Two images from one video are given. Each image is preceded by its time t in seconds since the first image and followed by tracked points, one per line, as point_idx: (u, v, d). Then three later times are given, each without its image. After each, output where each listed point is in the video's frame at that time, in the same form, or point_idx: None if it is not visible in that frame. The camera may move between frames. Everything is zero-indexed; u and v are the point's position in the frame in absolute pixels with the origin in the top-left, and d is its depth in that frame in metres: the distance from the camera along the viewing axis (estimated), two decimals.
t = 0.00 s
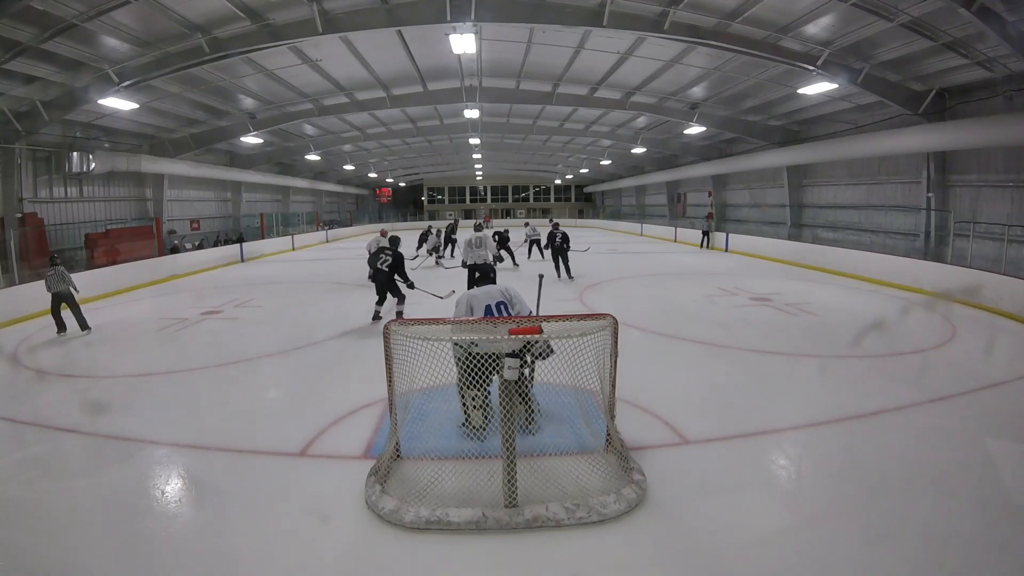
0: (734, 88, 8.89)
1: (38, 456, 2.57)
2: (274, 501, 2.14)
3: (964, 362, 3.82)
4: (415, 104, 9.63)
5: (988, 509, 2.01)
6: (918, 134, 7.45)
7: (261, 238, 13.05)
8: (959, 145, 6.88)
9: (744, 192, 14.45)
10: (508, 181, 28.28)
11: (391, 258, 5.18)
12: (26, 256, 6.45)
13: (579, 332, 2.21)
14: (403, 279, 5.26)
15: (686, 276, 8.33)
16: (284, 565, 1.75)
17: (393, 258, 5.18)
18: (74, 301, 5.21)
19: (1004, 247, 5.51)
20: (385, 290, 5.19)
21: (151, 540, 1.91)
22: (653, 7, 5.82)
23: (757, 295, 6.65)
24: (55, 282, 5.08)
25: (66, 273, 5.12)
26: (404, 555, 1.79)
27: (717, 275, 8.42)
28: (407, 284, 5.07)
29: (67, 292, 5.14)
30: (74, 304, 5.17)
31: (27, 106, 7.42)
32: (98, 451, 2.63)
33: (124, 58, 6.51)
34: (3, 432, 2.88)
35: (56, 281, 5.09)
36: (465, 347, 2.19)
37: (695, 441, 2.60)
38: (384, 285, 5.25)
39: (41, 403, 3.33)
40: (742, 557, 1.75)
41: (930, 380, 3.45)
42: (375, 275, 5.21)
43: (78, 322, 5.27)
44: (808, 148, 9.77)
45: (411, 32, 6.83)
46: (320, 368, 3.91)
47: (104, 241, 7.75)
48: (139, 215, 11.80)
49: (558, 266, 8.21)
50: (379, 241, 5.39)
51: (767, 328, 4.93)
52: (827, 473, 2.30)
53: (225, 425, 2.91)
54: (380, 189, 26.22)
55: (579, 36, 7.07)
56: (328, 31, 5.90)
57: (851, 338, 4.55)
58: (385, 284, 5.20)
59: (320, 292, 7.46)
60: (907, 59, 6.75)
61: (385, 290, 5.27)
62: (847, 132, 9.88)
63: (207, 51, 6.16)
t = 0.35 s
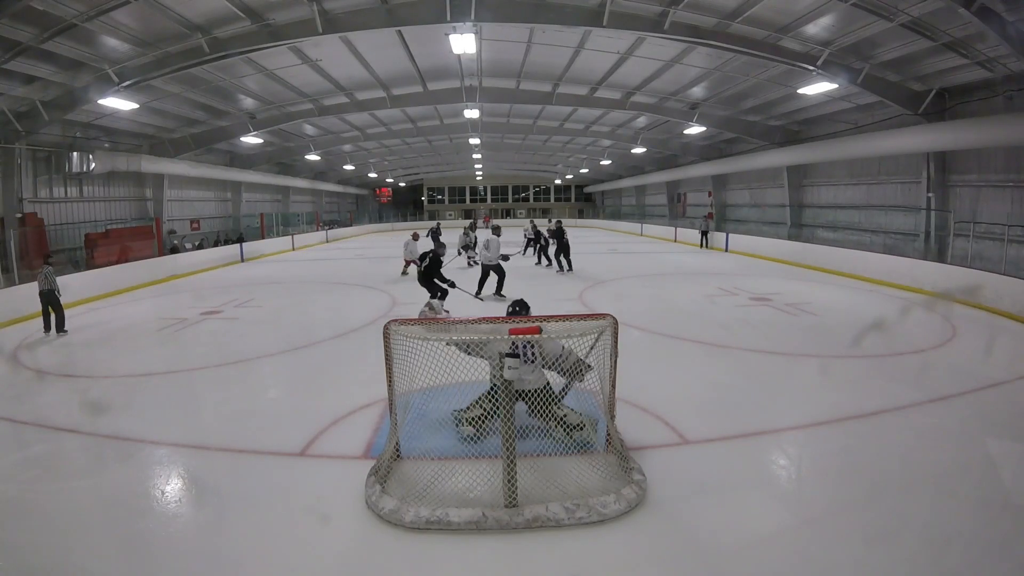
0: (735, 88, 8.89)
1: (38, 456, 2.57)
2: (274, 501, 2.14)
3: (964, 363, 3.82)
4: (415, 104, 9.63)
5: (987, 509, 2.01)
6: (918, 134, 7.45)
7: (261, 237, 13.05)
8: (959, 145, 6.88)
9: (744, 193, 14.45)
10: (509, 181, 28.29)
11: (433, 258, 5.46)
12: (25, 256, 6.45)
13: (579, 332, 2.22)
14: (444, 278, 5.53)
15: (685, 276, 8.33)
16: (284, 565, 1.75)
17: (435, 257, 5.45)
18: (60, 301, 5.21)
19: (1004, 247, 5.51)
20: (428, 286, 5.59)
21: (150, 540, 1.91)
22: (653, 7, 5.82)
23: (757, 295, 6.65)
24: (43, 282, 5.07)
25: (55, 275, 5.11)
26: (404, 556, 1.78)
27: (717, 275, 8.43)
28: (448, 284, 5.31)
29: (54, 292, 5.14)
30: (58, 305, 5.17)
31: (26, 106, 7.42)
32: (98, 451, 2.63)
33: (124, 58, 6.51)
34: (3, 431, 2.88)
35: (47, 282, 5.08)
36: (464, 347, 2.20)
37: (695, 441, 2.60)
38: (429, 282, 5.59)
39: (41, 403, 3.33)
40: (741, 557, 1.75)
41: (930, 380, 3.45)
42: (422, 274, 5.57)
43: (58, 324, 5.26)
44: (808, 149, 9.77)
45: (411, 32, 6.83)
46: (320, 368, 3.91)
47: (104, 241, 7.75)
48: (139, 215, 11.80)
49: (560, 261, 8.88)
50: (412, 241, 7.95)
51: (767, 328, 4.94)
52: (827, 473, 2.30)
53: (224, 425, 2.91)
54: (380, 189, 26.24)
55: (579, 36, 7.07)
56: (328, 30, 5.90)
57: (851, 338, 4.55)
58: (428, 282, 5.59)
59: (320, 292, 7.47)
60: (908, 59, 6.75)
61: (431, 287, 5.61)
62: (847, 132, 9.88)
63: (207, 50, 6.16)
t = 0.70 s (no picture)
0: (735, 88, 8.89)
1: (39, 456, 2.57)
2: (274, 501, 2.14)
3: (964, 363, 3.82)
4: (415, 104, 9.63)
5: (987, 509, 2.01)
6: (918, 134, 7.45)
7: (261, 238, 13.06)
8: (958, 145, 6.88)
9: (744, 193, 14.45)
10: (509, 181, 28.28)
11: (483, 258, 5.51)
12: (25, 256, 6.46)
13: (578, 332, 2.22)
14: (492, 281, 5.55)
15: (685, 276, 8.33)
16: (285, 565, 1.75)
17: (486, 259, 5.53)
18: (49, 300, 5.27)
19: (1004, 247, 5.52)
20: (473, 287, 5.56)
21: (151, 541, 1.91)
22: (653, 7, 5.83)
23: (757, 295, 6.65)
24: (35, 286, 5.07)
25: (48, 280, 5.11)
26: (404, 556, 1.78)
27: (717, 275, 8.43)
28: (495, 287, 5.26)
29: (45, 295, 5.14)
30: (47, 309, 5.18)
31: (26, 106, 7.42)
32: (98, 451, 2.63)
33: (124, 58, 6.52)
34: (3, 431, 2.88)
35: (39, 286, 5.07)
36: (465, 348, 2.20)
37: (695, 441, 2.60)
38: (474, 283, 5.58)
39: (42, 402, 3.33)
40: (741, 556, 1.76)
41: (930, 380, 3.45)
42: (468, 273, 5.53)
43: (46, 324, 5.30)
44: (808, 148, 9.77)
45: (411, 32, 6.83)
46: (319, 368, 3.92)
47: (104, 241, 7.75)
48: (139, 215, 11.81)
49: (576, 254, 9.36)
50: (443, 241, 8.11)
51: (767, 329, 4.94)
52: (827, 473, 2.30)
53: (224, 425, 2.91)
54: (380, 189, 26.25)
55: (579, 36, 7.07)
56: (328, 31, 5.90)
57: (851, 338, 4.55)
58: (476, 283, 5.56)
59: (320, 292, 7.47)
60: (908, 59, 6.75)
61: (476, 289, 5.57)
62: (847, 132, 9.88)
63: (207, 50, 6.16)
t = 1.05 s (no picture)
0: (735, 88, 8.89)
1: (38, 456, 2.57)
2: (274, 501, 2.14)
3: (965, 362, 3.82)
4: (415, 104, 9.63)
5: (987, 508, 2.01)
6: (918, 134, 7.45)
7: (261, 238, 13.05)
8: (959, 145, 6.88)
9: (744, 193, 14.44)
10: (509, 181, 28.28)
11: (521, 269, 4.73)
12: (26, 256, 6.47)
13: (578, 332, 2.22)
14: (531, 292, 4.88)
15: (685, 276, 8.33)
16: (286, 565, 1.75)
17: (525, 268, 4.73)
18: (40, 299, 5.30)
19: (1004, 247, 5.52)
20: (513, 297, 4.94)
21: (151, 540, 1.91)
22: (653, 7, 5.82)
23: (757, 295, 6.65)
24: (27, 285, 5.07)
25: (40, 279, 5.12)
26: (404, 556, 1.78)
27: (717, 275, 8.42)
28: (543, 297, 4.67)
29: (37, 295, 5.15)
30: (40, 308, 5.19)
31: (27, 106, 7.42)
32: (98, 451, 2.63)
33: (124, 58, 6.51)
34: (3, 431, 2.88)
35: (30, 286, 5.07)
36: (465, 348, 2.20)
37: (695, 441, 2.60)
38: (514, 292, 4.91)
39: (42, 402, 3.33)
40: (741, 556, 1.76)
41: (930, 380, 3.45)
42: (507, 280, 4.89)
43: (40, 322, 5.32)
44: (808, 148, 9.77)
45: (411, 32, 6.83)
46: (319, 368, 3.92)
47: (104, 241, 7.77)
48: (139, 215, 11.81)
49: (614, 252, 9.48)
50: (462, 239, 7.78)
51: (767, 329, 4.93)
52: (827, 473, 2.30)
53: (224, 425, 2.91)
54: (380, 189, 26.25)
55: (579, 36, 7.06)
56: (328, 31, 5.91)
57: (851, 338, 4.55)
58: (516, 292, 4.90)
59: (320, 292, 7.47)
60: (908, 59, 6.75)
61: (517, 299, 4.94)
62: (847, 132, 9.88)
63: (207, 50, 6.17)
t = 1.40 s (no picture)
0: (735, 88, 8.89)
1: (39, 456, 2.57)
2: (274, 501, 2.14)
3: (965, 363, 3.82)
4: (415, 104, 9.63)
5: (987, 509, 2.01)
6: (918, 134, 7.45)
7: (261, 238, 13.05)
8: (959, 145, 6.89)
9: (744, 193, 14.45)
10: (509, 181, 28.27)
11: (587, 269, 4.53)
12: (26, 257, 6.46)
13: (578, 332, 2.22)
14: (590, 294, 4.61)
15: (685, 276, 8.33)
16: (285, 565, 1.75)
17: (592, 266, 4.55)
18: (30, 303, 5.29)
19: (1004, 247, 5.52)
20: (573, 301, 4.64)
21: (150, 541, 1.91)
22: (653, 7, 5.82)
23: (757, 295, 6.65)
24: (16, 287, 5.08)
25: (29, 280, 5.13)
26: (403, 555, 1.79)
27: (717, 275, 8.42)
28: (604, 296, 4.35)
29: (25, 298, 5.14)
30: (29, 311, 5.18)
31: (27, 106, 7.42)
32: (98, 451, 2.63)
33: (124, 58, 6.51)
34: (3, 431, 2.88)
35: (19, 288, 5.08)
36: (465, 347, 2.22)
37: (695, 441, 2.60)
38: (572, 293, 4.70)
39: (41, 403, 3.33)
40: (741, 557, 1.76)
41: (930, 380, 3.45)
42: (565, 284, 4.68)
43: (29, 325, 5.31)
44: (808, 148, 9.77)
45: (411, 32, 6.83)
46: (318, 368, 3.92)
47: (105, 241, 7.77)
48: (139, 215, 11.81)
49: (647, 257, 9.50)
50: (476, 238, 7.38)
51: (767, 329, 4.93)
52: (827, 473, 2.30)
53: (224, 425, 2.91)
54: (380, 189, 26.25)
55: (579, 36, 7.06)
56: (328, 31, 5.91)
57: (851, 338, 4.55)
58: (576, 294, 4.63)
59: (320, 292, 7.47)
60: (908, 59, 6.75)
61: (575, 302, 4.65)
62: (847, 132, 9.88)
63: (207, 51, 6.17)
